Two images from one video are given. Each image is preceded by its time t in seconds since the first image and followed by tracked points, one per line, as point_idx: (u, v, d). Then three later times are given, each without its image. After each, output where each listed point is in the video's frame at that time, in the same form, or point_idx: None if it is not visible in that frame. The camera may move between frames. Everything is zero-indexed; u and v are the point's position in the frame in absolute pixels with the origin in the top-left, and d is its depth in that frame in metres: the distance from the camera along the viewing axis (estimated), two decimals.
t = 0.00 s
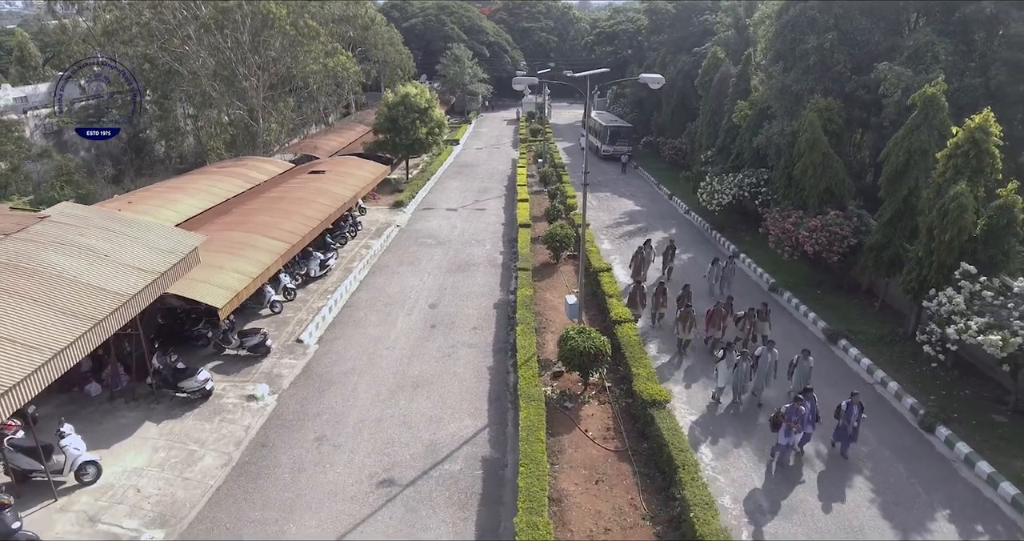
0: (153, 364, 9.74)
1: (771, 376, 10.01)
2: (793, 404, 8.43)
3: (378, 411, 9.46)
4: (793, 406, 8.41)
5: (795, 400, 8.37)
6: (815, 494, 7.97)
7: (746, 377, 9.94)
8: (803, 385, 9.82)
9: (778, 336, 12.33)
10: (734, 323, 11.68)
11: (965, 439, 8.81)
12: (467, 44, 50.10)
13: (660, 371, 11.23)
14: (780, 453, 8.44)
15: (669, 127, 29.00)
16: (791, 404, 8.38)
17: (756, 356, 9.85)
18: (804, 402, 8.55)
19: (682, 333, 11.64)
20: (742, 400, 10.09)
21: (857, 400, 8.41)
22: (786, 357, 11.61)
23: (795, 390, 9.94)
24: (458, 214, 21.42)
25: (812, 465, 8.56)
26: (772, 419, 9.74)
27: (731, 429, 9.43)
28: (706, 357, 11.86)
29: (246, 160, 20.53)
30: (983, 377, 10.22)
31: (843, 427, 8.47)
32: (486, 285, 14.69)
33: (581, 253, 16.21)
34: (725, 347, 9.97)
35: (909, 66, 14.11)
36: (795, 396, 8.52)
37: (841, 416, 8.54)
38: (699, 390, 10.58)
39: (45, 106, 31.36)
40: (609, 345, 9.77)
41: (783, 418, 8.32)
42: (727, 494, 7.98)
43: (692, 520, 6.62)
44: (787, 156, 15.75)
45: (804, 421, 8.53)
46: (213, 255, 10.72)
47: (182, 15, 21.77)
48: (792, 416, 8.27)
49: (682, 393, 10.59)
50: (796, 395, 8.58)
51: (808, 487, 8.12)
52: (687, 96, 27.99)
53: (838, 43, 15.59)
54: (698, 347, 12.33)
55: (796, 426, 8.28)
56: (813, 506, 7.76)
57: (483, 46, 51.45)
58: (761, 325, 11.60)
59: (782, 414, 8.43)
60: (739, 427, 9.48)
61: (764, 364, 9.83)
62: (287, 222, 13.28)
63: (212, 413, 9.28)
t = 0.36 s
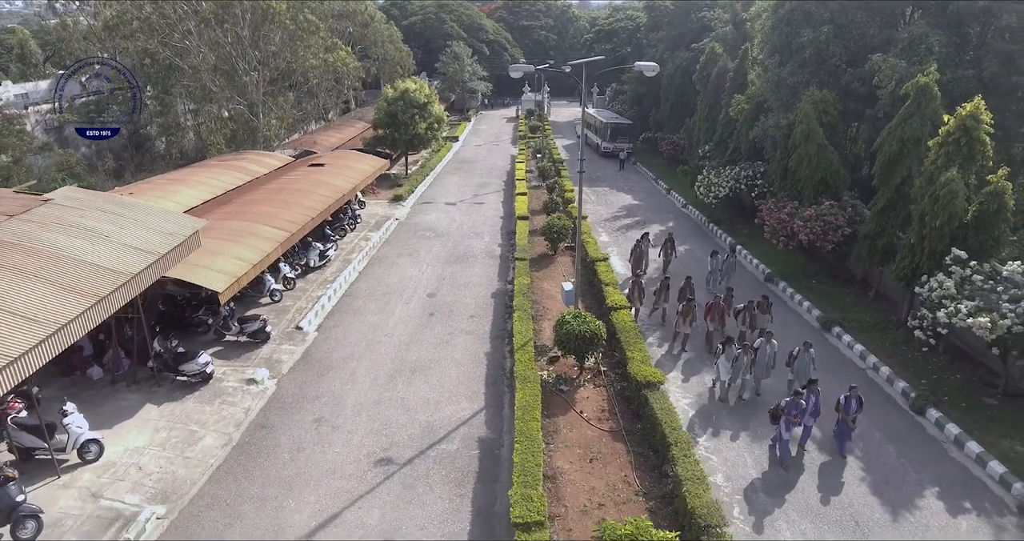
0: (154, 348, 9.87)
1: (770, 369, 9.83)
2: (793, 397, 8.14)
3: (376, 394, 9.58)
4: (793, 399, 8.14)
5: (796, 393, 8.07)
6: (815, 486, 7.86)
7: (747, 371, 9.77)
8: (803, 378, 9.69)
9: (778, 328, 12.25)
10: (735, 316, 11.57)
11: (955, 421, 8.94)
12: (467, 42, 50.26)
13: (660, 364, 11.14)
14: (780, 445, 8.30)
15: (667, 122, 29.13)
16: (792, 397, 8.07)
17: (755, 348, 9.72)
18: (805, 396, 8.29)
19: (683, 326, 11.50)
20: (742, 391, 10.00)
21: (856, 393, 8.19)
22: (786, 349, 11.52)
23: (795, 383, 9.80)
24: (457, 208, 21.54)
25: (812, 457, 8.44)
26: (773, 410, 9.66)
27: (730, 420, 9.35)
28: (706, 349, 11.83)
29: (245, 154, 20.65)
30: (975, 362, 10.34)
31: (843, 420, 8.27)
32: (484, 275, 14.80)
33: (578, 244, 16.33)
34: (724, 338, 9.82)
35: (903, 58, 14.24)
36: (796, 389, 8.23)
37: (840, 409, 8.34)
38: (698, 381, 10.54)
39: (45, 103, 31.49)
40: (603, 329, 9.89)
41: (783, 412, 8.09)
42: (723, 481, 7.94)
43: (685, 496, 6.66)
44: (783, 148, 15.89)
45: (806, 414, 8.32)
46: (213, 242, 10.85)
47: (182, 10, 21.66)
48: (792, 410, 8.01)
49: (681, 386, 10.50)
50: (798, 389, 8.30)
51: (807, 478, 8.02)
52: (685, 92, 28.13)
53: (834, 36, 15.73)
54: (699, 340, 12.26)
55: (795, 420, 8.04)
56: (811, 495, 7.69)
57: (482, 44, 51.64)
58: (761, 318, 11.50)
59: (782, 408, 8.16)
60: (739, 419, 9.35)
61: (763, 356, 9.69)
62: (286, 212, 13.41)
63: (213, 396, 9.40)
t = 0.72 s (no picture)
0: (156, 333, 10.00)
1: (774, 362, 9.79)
2: (795, 388, 8.07)
3: (375, 378, 9.71)
4: (795, 389, 8.05)
5: (798, 383, 8.02)
6: (813, 480, 7.69)
7: (749, 365, 9.67)
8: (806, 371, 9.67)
9: (779, 320, 12.23)
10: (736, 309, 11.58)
11: (946, 404, 9.05)
12: (467, 40, 50.38)
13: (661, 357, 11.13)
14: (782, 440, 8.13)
15: (666, 118, 29.25)
16: (794, 388, 8.02)
17: (756, 341, 9.66)
18: (807, 387, 8.27)
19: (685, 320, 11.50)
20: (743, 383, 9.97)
21: (857, 384, 8.17)
22: (788, 340, 11.51)
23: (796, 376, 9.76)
24: (456, 202, 21.66)
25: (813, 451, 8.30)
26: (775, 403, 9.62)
27: (730, 411, 9.32)
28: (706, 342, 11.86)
29: (246, 148, 20.77)
30: (967, 348, 10.45)
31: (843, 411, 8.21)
32: (483, 266, 14.92)
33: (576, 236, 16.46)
34: (726, 331, 9.76)
35: (898, 51, 14.35)
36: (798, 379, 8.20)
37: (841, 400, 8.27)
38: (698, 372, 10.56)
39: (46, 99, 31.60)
40: (600, 313, 10.03)
41: (785, 402, 7.99)
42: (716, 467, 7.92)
43: (678, 473, 6.75)
44: (779, 141, 16.01)
45: (807, 405, 8.23)
46: (214, 230, 10.97)
47: (184, 5, 21.99)
48: (793, 400, 7.93)
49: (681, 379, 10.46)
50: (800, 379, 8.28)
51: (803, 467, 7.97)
52: (684, 88, 28.25)
53: (830, 29, 15.85)
54: (699, 334, 12.26)
55: (798, 410, 7.94)
56: (809, 486, 7.59)
57: (482, 43, 51.79)
58: (761, 310, 11.51)
59: (783, 398, 8.09)
60: (739, 412, 9.29)
61: (766, 349, 9.63)
62: (286, 202, 13.54)
63: (213, 380, 9.53)
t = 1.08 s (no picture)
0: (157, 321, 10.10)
1: (773, 355, 9.77)
2: (801, 382, 7.91)
3: (374, 365, 9.82)
4: (801, 384, 7.88)
5: (803, 378, 7.82)
6: (816, 474, 7.58)
7: (750, 357, 9.64)
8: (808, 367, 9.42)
9: (779, 313, 12.18)
10: (738, 304, 11.46)
11: (938, 390, 9.16)
12: (466, 39, 50.56)
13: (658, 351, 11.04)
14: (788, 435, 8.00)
15: (665, 115, 29.39)
16: (800, 382, 7.83)
17: (760, 334, 9.59)
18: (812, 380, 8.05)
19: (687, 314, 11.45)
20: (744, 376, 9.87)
21: (861, 378, 7.92)
22: (788, 334, 11.46)
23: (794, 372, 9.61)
24: (455, 197, 21.76)
25: (817, 445, 8.17)
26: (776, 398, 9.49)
27: (730, 405, 9.18)
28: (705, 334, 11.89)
29: (246, 143, 20.87)
30: (960, 337, 10.55)
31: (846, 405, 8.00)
32: (481, 259, 15.02)
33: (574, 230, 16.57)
34: (728, 324, 9.71)
35: (892, 45, 14.48)
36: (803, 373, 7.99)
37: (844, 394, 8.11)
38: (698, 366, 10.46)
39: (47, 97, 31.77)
40: (595, 300, 10.13)
41: (790, 397, 7.83)
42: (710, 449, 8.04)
43: (672, 452, 6.87)
44: (776, 134, 16.12)
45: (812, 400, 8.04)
46: (215, 220, 11.09)
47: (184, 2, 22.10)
48: (799, 396, 7.77)
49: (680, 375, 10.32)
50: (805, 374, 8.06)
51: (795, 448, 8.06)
52: (682, 84, 28.37)
53: (826, 24, 15.97)
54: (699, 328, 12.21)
55: (803, 406, 7.79)
56: (811, 477, 7.52)
57: (481, 41, 52.04)
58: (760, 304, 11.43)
59: (789, 393, 7.93)
60: (740, 407, 9.13)
61: (768, 340, 9.59)
62: (286, 194, 13.67)
63: (214, 367, 9.64)
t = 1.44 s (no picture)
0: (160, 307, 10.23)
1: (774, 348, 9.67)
2: (803, 372, 7.80)
3: (374, 350, 9.97)
4: (804, 374, 7.77)
5: (806, 368, 7.75)
6: (818, 466, 7.45)
7: (750, 349, 9.59)
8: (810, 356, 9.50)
9: (780, 305, 12.15)
10: (740, 297, 11.40)
11: (930, 373, 9.30)
12: (466, 37, 50.75)
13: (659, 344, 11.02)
14: (789, 427, 7.87)
15: (663, 111, 29.53)
16: (802, 372, 7.75)
17: (760, 326, 9.54)
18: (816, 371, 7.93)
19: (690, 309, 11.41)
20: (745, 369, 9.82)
21: (861, 369, 7.71)
22: (789, 326, 11.42)
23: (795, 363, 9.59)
24: (454, 192, 21.89)
25: (820, 438, 8.04)
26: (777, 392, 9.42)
27: (730, 399, 9.09)
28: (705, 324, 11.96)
29: (246, 138, 21.00)
30: (953, 323, 10.69)
31: (847, 397, 7.80)
32: (480, 250, 15.16)
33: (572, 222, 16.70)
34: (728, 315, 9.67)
35: (887, 38, 14.63)
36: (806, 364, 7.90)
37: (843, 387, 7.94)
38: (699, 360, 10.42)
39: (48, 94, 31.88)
40: (592, 286, 10.25)
41: (793, 388, 7.73)
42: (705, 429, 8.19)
43: (666, 429, 7.03)
44: (772, 127, 16.26)
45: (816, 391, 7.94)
46: (218, 208, 11.25)
47: None
48: (802, 386, 7.67)
49: (681, 368, 10.27)
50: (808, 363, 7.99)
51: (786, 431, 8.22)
52: (680, 80, 28.51)
53: (822, 18, 16.10)
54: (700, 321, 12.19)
55: (806, 396, 7.70)
56: (811, 468, 7.43)
57: (481, 40, 52.24)
58: (761, 297, 11.38)
59: (791, 384, 7.84)
60: (741, 399, 9.06)
61: (768, 334, 9.52)
62: (287, 184, 13.83)
63: (216, 351, 9.79)
